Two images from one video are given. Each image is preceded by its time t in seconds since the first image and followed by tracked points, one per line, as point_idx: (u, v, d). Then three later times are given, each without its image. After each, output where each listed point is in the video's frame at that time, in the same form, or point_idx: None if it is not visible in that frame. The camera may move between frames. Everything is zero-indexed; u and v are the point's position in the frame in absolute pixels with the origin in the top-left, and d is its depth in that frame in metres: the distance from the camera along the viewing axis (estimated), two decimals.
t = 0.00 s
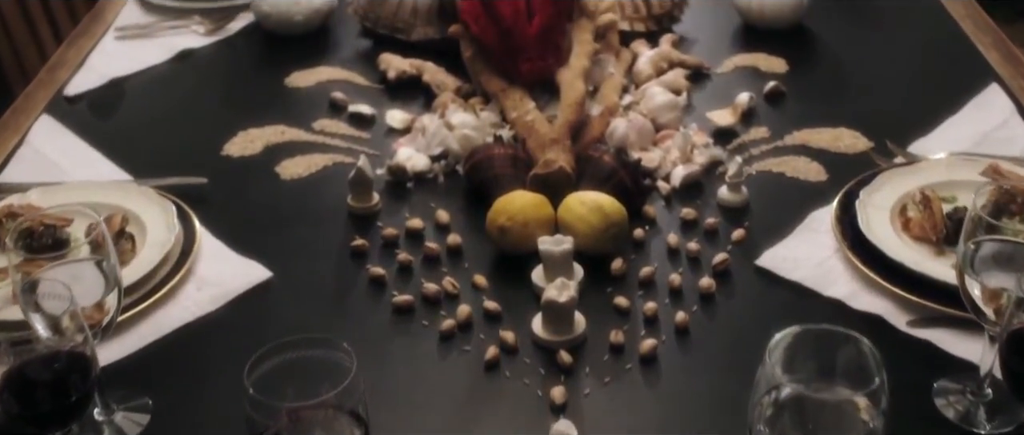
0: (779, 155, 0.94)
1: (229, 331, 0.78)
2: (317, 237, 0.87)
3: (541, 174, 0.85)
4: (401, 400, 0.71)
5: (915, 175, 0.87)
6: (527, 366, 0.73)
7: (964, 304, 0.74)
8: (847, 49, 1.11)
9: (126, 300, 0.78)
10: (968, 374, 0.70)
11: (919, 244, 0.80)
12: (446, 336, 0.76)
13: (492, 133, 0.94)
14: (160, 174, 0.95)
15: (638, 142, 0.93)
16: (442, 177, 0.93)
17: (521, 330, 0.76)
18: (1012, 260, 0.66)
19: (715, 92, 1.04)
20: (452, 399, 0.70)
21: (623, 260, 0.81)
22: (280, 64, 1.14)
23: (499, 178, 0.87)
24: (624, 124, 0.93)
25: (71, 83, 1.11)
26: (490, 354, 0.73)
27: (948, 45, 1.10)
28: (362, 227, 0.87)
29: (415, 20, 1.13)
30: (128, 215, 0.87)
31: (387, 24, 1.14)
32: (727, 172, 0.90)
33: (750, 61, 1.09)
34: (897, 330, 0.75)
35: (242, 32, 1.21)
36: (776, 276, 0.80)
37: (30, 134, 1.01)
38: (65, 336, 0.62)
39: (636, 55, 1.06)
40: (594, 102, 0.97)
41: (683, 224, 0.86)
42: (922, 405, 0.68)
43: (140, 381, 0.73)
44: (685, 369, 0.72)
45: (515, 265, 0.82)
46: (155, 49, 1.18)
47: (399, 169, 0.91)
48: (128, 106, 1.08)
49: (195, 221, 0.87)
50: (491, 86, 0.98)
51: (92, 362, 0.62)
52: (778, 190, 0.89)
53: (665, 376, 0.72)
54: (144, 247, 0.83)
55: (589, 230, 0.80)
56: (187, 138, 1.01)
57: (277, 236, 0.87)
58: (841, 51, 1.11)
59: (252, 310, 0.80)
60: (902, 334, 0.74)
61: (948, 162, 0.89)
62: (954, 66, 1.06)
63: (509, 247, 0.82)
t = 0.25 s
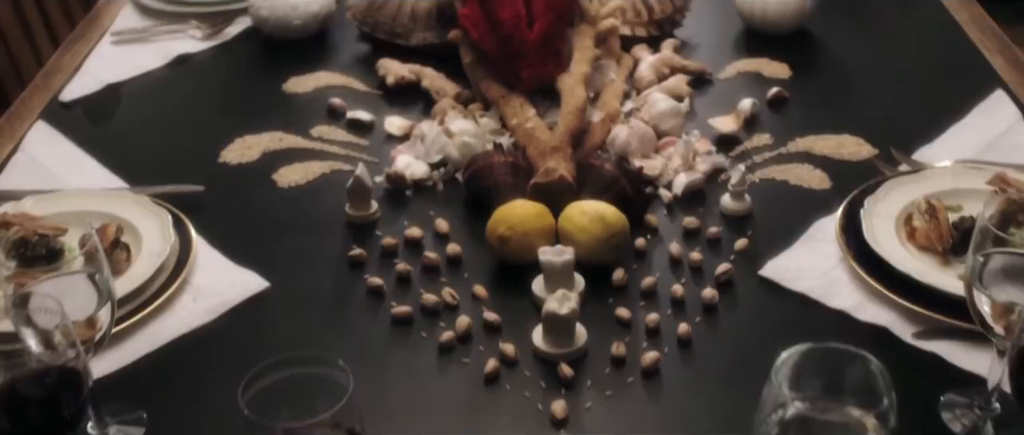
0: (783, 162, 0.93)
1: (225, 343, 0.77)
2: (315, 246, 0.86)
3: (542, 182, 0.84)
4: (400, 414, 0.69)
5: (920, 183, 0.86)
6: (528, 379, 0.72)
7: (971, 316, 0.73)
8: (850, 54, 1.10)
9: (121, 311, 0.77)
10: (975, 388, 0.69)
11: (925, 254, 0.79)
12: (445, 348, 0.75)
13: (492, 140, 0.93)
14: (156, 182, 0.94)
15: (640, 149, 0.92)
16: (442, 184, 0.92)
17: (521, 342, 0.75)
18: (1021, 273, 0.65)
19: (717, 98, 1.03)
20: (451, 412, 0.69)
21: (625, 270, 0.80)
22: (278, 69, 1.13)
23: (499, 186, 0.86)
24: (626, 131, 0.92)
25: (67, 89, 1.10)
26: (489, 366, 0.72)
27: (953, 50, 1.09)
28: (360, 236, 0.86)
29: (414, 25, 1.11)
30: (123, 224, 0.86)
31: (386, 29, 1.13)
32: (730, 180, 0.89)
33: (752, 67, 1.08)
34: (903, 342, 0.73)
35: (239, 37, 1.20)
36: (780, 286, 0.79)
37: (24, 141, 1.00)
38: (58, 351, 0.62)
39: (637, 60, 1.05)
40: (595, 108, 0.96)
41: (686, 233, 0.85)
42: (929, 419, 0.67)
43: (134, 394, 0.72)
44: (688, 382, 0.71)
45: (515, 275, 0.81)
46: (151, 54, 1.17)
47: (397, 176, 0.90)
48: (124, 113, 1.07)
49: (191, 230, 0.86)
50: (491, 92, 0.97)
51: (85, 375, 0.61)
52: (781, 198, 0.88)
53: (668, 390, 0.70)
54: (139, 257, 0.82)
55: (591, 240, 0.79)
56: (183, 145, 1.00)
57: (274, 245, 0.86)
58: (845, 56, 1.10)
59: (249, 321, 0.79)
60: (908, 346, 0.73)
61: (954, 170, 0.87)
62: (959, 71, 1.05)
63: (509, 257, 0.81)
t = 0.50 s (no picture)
0: (786, 170, 0.92)
1: (221, 355, 0.76)
2: (312, 256, 0.85)
3: (543, 191, 0.83)
4: (398, 428, 0.68)
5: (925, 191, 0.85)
6: (528, 392, 0.71)
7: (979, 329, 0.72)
8: (854, 60, 1.09)
9: (116, 322, 0.76)
10: (983, 401, 0.68)
11: (931, 264, 0.78)
12: (445, 361, 0.73)
13: (492, 147, 0.92)
14: (152, 191, 0.93)
15: (641, 157, 0.91)
16: (441, 193, 0.91)
17: (521, 354, 0.74)
18: None
19: (720, 104, 1.01)
20: (450, 427, 0.68)
21: (627, 281, 0.79)
22: (275, 75, 1.12)
23: (499, 195, 0.84)
24: (627, 138, 0.90)
25: (62, 95, 1.08)
26: (489, 380, 0.71)
27: (957, 55, 1.08)
28: (358, 245, 0.85)
29: (414, 30, 1.10)
30: (119, 233, 0.84)
31: (385, 35, 1.12)
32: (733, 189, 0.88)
33: (755, 72, 1.07)
34: (909, 355, 0.72)
35: (236, 42, 1.19)
36: (783, 298, 0.78)
37: (19, 148, 0.98)
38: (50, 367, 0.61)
39: (638, 66, 1.04)
40: (596, 115, 0.95)
41: (688, 243, 0.83)
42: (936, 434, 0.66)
43: (128, 407, 0.71)
44: (691, 395, 0.70)
45: (515, 286, 0.80)
46: (148, 59, 1.16)
47: (396, 184, 0.89)
48: (120, 119, 1.06)
49: (187, 240, 0.85)
50: (491, 99, 0.96)
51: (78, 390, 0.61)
52: (785, 207, 0.87)
53: (671, 403, 0.69)
54: (134, 267, 0.81)
55: (592, 251, 0.78)
56: (180, 152, 0.99)
57: (271, 254, 0.85)
58: (848, 62, 1.09)
59: (245, 333, 0.78)
60: (914, 359, 0.72)
61: (960, 178, 0.86)
62: (964, 77, 1.04)
63: (509, 267, 0.80)
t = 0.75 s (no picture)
0: (790, 179, 0.90)
1: (216, 367, 0.74)
2: (310, 266, 0.84)
3: (543, 201, 0.82)
4: None
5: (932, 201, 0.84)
6: (528, 407, 0.70)
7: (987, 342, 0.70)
8: (858, 66, 1.08)
9: (110, 335, 0.75)
10: (991, 417, 0.67)
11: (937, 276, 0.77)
12: (443, 374, 0.72)
13: (491, 156, 0.91)
14: (147, 199, 0.92)
15: (643, 165, 0.90)
16: (440, 201, 0.89)
17: (522, 367, 0.73)
18: None
19: (722, 111, 1.00)
20: None
21: (628, 293, 0.78)
22: (273, 81, 1.10)
23: (499, 204, 0.83)
24: (628, 147, 0.89)
25: (58, 100, 1.07)
26: (489, 394, 0.70)
27: (962, 62, 1.06)
28: (356, 255, 0.84)
29: (413, 35, 1.09)
30: (113, 243, 0.83)
31: (383, 40, 1.10)
32: (736, 197, 0.87)
33: (758, 78, 1.05)
34: (916, 369, 0.71)
35: (234, 47, 1.18)
36: (787, 310, 0.77)
37: (13, 155, 0.97)
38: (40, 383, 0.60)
39: (640, 72, 1.03)
40: (597, 122, 0.93)
41: (690, 253, 0.82)
42: None
43: (122, 422, 0.70)
44: (694, 410, 0.69)
45: (516, 297, 0.79)
46: (144, 64, 1.14)
47: (394, 193, 0.88)
48: (116, 125, 1.05)
49: (182, 250, 0.84)
50: (490, 106, 0.95)
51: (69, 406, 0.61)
52: (788, 216, 0.86)
53: (673, 418, 0.68)
54: (129, 279, 0.80)
55: (594, 262, 0.77)
56: (176, 160, 0.98)
57: (268, 265, 0.84)
58: (852, 67, 1.08)
59: (241, 345, 0.76)
60: (920, 373, 0.71)
61: (966, 187, 0.85)
62: (969, 83, 1.02)
63: (509, 278, 0.79)
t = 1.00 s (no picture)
0: (793, 187, 0.89)
1: (212, 381, 0.73)
2: (307, 277, 0.82)
3: (544, 211, 0.81)
4: None
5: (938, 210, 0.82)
6: (529, 422, 0.68)
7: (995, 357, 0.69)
8: (862, 72, 1.06)
9: (103, 348, 0.74)
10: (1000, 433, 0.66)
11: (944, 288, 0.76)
12: (442, 388, 0.71)
13: (491, 164, 0.89)
14: (143, 209, 0.91)
15: (645, 174, 0.88)
16: (439, 211, 0.88)
17: (522, 382, 0.71)
18: None
19: (725, 118, 0.99)
20: None
21: (630, 305, 0.77)
22: (271, 87, 1.09)
23: (499, 214, 0.82)
24: (630, 155, 0.88)
25: (52, 107, 1.06)
26: (488, 409, 0.68)
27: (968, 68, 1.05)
28: (354, 266, 0.83)
29: (412, 41, 1.07)
30: (107, 254, 0.82)
31: (382, 46, 1.09)
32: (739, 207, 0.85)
33: (761, 85, 1.04)
34: (922, 383, 0.70)
35: (231, 52, 1.16)
36: (792, 322, 0.76)
37: (7, 163, 0.96)
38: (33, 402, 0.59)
39: (642, 79, 1.02)
40: (599, 130, 0.92)
41: (693, 264, 0.81)
42: None
43: None
44: (697, 426, 0.67)
45: (516, 309, 0.78)
46: (140, 70, 1.13)
47: (392, 202, 0.87)
48: (111, 132, 1.03)
49: (178, 261, 0.83)
50: (490, 113, 0.93)
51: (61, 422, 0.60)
52: (792, 226, 0.85)
53: None
54: (123, 291, 0.78)
55: (595, 274, 0.76)
56: (172, 168, 0.97)
57: (265, 276, 0.83)
58: (856, 73, 1.06)
59: (237, 358, 0.75)
60: (927, 387, 0.70)
61: (973, 197, 0.84)
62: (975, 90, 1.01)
63: (509, 290, 0.77)
